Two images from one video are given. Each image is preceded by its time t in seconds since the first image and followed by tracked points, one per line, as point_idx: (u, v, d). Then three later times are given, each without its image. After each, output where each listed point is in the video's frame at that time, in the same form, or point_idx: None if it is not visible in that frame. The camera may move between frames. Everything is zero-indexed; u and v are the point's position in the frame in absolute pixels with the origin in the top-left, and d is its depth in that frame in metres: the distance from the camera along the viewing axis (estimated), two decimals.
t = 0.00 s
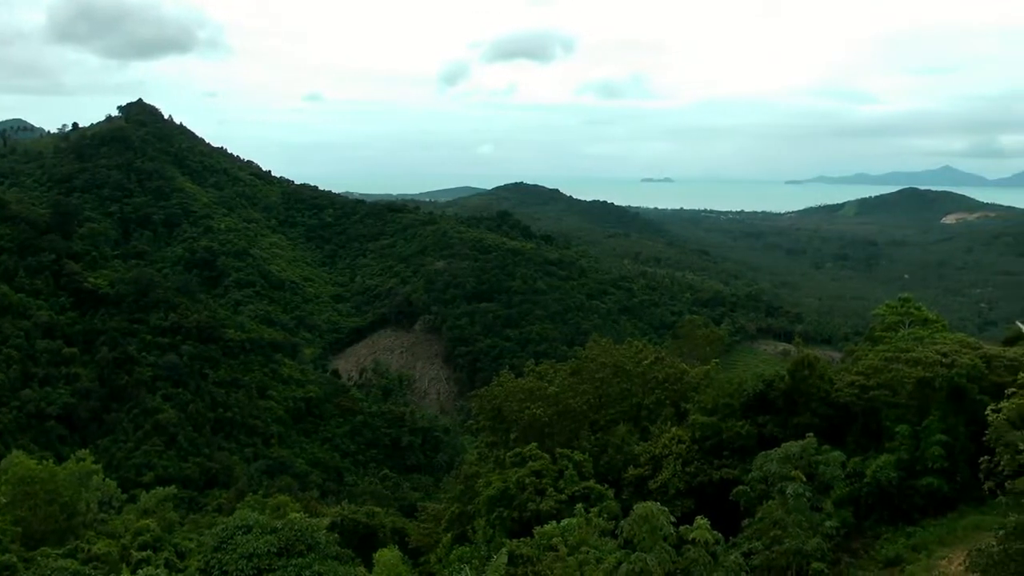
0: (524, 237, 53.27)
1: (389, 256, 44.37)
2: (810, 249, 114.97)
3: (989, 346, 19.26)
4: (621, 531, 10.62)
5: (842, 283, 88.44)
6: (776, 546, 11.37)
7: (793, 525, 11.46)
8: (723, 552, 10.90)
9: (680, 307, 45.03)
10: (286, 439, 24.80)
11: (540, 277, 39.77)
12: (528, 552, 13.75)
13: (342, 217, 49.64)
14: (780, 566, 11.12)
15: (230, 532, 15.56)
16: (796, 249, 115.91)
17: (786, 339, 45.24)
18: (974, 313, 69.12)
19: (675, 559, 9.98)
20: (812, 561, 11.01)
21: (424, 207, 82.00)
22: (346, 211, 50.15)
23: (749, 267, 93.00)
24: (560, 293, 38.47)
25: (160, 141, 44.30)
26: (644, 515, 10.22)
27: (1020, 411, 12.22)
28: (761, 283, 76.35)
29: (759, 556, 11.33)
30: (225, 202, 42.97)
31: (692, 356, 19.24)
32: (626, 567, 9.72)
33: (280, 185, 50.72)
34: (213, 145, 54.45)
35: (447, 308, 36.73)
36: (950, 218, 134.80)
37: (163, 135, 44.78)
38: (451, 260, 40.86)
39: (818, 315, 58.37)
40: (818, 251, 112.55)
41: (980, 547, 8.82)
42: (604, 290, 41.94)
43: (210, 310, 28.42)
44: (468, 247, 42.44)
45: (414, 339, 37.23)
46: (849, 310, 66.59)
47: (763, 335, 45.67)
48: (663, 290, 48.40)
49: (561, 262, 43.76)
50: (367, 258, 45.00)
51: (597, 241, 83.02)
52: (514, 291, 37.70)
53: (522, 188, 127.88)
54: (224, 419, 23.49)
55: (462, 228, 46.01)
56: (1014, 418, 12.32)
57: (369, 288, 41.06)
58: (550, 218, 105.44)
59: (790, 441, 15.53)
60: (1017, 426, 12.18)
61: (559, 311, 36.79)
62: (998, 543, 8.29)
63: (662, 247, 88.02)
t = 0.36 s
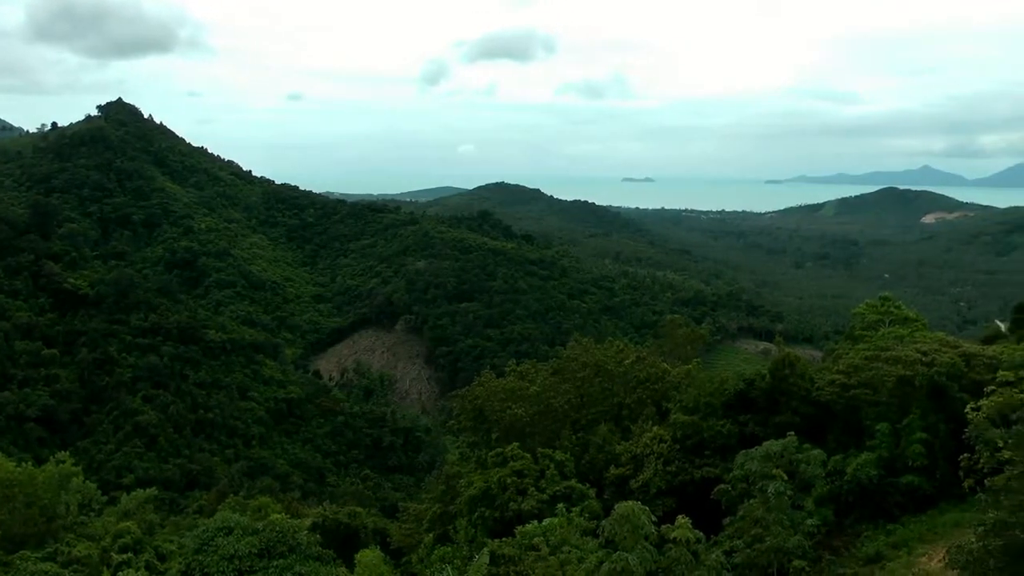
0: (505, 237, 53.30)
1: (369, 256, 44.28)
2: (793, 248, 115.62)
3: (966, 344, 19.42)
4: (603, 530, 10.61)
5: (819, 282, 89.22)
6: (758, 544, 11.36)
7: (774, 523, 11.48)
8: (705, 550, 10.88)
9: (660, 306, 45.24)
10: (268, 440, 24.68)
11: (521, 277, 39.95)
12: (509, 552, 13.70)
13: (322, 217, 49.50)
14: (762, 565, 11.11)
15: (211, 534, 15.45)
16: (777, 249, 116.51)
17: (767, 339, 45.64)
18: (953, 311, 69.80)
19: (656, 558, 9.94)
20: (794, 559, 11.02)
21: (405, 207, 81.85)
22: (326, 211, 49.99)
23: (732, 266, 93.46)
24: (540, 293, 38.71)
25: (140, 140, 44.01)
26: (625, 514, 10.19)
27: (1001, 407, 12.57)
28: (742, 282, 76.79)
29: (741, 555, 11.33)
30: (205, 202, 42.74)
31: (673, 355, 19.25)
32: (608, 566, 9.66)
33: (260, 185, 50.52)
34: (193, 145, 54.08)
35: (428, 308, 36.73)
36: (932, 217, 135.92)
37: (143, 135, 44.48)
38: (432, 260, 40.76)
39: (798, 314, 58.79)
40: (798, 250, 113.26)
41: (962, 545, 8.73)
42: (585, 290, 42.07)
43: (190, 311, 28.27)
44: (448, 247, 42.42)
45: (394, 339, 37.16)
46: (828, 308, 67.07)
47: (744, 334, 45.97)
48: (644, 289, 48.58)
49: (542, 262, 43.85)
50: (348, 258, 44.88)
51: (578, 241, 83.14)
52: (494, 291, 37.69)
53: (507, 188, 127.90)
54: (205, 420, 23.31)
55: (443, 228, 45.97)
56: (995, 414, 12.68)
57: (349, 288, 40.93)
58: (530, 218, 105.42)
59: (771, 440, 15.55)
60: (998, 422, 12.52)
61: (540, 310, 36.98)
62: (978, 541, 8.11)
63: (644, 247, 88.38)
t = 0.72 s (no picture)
0: (483, 237, 53.23)
1: (347, 256, 44.13)
2: (774, 247, 116.34)
3: (944, 342, 19.50)
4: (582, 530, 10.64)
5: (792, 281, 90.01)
6: (736, 542, 11.42)
7: (752, 521, 11.51)
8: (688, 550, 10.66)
9: (639, 306, 45.41)
10: (245, 441, 24.54)
11: (499, 277, 39.96)
12: (488, 551, 13.65)
13: (300, 217, 49.26)
14: (740, 563, 11.14)
15: (189, 536, 15.38)
16: (755, 248, 117.11)
17: (744, 338, 45.98)
18: (929, 310, 70.53)
19: (635, 557, 9.87)
20: (773, 557, 11.06)
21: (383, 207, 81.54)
22: (303, 211, 49.73)
23: (712, 267, 93.98)
24: (518, 293, 38.74)
25: (117, 140, 43.71)
26: (603, 513, 10.19)
27: (976, 406, 13.03)
28: (720, 281, 77.31)
29: (719, 553, 11.34)
30: (182, 202, 42.43)
31: (651, 355, 19.26)
32: (586, 565, 9.60)
33: (237, 185, 50.24)
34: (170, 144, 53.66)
35: (406, 308, 36.60)
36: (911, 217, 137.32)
37: (120, 134, 44.15)
38: (410, 260, 40.54)
39: (775, 313, 59.29)
40: (775, 250, 113.97)
41: (940, 542, 8.59)
42: (563, 289, 42.21)
43: (167, 312, 28.09)
44: (426, 247, 42.31)
45: (372, 339, 37.11)
46: (805, 307, 67.57)
47: (722, 333, 46.24)
48: (622, 288, 48.71)
49: (520, 261, 43.85)
50: (326, 258, 44.68)
51: (558, 241, 83.21)
52: (472, 291, 37.67)
53: (489, 188, 127.90)
54: (182, 421, 23.16)
55: (420, 228, 45.89)
56: (969, 413, 13.19)
57: (327, 288, 40.75)
58: (508, 218, 105.30)
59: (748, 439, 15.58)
60: (973, 419, 12.98)
61: (518, 310, 37.05)
62: (954, 538, 7.94)
63: (623, 247, 88.74)
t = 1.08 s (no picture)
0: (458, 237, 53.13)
1: (320, 257, 43.79)
2: (752, 246, 117.14)
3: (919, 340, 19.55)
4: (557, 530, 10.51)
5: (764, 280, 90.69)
6: (712, 540, 11.39)
7: (727, 519, 11.53)
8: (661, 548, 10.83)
9: (613, 306, 45.53)
10: (219, 443, 24.41)
11: (473, 276, 39.69)
12: (462, 551, 13.59)
13: (274, 216, 48.82)
14: (715, 561, 11.14)
15: (162, 539, 15.15)
16: (729, 247, 117.67)
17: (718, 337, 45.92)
18: (902, 308, 71.31)
19: (610, 556, 9.67)
20: (748, 555, 11.05)
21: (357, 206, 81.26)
22: (277, 211, 49.21)
23: (689, 266, 94.49)
24: (493, 293, 38.56)
25: (89, 139, 43.31)
26: (579, 513, 10.12)
27: (948, 403, 13.28)
28: (693, 280, 77.84)
29: (695, 552, 11.33)
30: (155, 202, 42.13)
31: (626, 354, 19.27)
32: (562, 565, 9.25)
33: (210, 185, 49.92)
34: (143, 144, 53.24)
35: (381, 308, 36.39)
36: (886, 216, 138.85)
37: (92, 133, 43.75)
38: (384, 259, 40.29)
39: (749, 311, 59.88)
40: (747, 249, 114.69)
41: (911, 537, 8.03)
42: (537, 289, 42.34)
43: (140, 313, 27.85)
44: (400, 247, 42.16)
45: (346, 340, 36.95)
46: (779, 306, 68.16)
47: (696, 332, 46.31)
48: (597, 288, 48.69)
49: (493, 261, 43.78)
50: (300, 258, 44.36)
51: (534, 241, 83.20)
52: (446, 290, 37.55)
53: (467, 188, 127.83)
54: (156, 423, 22.95)
55: (394, 228, 45.74)
56: (942, 411, 13.42)
57: (300, 289, 40.47)
58: (482, 218, 104.85)
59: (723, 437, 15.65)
60: (945, 417, 13.21)
61: (493, 310, 37.07)
62: (927, 533, 7.46)
63: (598, 246, 89.08)
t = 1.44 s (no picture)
0: (435, 237, 53.03)
1: (297, 257, 43.64)
2: (732, 245, 117.83)
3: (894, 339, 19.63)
4: (534, 530, 10.41)
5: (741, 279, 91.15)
6: (689, 539, 11.39)
7: (705, 517, 11.51)
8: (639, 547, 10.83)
9: (590, 306, 45.57)
10: (196, 444, 24.27)
11: (451, 276, 39.88)
12: (441, 552, 13.53)
13: (250, 217, 48.65)
14: (694, 559, 11.15)
15: (139, 541, 15.01)
16: (705, 247, 118.15)
17: (695, 336, 45.95)
18: (878, 307, 71.90)
19: (587, 556, 9.63)
20: (725, 553, 11.13)
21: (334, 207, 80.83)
22: (254, 211, 49.10)
23: (668, 266, 94.85)
24: (470, 293, 38.74)
25: (63, 139, 43.04)
26: (557, 512, 10.01)
27: (925, 400, 13.26)
28: (670, 280, 78.24)
29: (672, 550, 11.32)
30: (131, 202, 41.89)
31: (603, 353, 19.30)
32: (540, 564, 9.16)
33: (187, 185, 49.65)
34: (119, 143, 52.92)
35: (357, 308, 36.24)
36: (865, 216, 140.00)
37: (67, 133, 43.50)
38: (361, 260, 40.26)
39: (726, 310, 60.19)
40: (725, 249, 115.20)
41: (887, 534, 7.95)
42: (513, 290, 42.36)
43: (116, 314, 27.63)
44: (377, 247, 42.07)
45: (324, 340, 36.62)
46: (756, 305, 68.63)
47: (673, 331, 46.35)
48: (574, 288, 48.67)
49: (471, 261, 43.83)
50: (276, 258, 44.15)
51: (512, 240, 83.09)
52: (424, 290, 37.61)
53: (448, 188, 127.77)
54: (132, 425, 22.79)
55: (371, 228, 45.70)
56: (918, 408, 13.35)
57: (277, 289, 40.29)
58: (460, 218, 104.42)
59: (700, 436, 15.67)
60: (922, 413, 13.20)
61: (470, 310, 37.14)
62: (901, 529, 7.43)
63: (576, 246, 89.36)
